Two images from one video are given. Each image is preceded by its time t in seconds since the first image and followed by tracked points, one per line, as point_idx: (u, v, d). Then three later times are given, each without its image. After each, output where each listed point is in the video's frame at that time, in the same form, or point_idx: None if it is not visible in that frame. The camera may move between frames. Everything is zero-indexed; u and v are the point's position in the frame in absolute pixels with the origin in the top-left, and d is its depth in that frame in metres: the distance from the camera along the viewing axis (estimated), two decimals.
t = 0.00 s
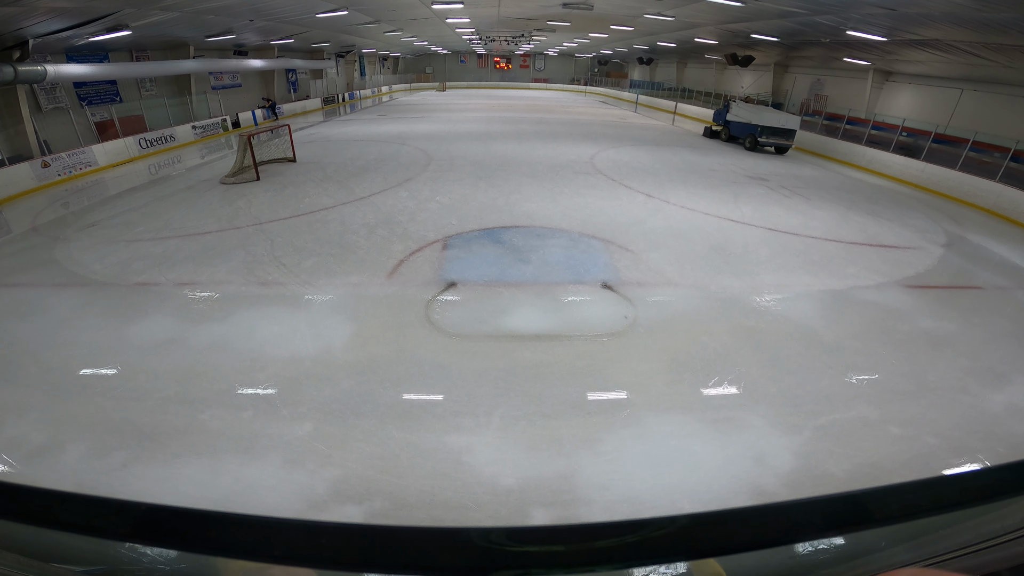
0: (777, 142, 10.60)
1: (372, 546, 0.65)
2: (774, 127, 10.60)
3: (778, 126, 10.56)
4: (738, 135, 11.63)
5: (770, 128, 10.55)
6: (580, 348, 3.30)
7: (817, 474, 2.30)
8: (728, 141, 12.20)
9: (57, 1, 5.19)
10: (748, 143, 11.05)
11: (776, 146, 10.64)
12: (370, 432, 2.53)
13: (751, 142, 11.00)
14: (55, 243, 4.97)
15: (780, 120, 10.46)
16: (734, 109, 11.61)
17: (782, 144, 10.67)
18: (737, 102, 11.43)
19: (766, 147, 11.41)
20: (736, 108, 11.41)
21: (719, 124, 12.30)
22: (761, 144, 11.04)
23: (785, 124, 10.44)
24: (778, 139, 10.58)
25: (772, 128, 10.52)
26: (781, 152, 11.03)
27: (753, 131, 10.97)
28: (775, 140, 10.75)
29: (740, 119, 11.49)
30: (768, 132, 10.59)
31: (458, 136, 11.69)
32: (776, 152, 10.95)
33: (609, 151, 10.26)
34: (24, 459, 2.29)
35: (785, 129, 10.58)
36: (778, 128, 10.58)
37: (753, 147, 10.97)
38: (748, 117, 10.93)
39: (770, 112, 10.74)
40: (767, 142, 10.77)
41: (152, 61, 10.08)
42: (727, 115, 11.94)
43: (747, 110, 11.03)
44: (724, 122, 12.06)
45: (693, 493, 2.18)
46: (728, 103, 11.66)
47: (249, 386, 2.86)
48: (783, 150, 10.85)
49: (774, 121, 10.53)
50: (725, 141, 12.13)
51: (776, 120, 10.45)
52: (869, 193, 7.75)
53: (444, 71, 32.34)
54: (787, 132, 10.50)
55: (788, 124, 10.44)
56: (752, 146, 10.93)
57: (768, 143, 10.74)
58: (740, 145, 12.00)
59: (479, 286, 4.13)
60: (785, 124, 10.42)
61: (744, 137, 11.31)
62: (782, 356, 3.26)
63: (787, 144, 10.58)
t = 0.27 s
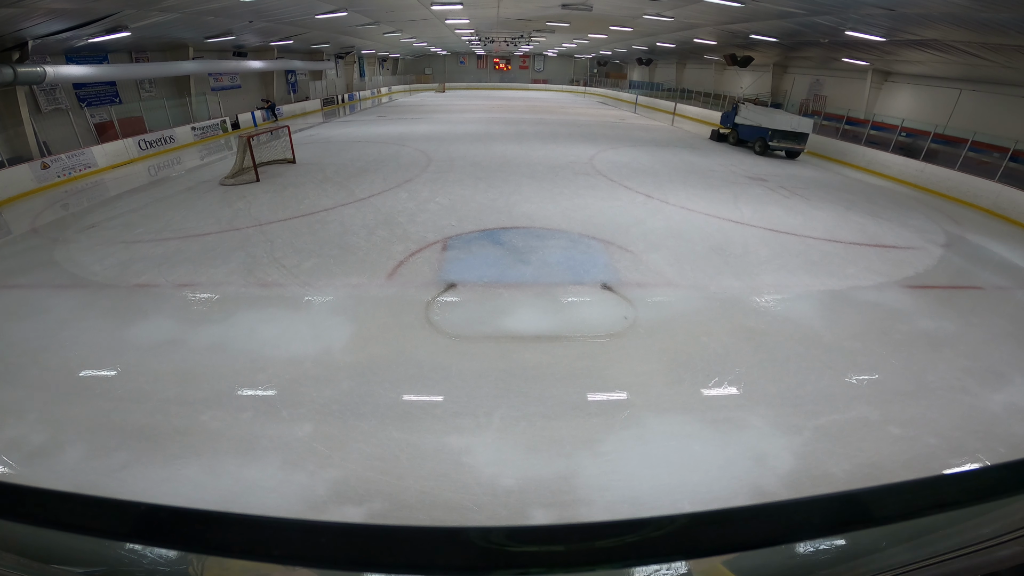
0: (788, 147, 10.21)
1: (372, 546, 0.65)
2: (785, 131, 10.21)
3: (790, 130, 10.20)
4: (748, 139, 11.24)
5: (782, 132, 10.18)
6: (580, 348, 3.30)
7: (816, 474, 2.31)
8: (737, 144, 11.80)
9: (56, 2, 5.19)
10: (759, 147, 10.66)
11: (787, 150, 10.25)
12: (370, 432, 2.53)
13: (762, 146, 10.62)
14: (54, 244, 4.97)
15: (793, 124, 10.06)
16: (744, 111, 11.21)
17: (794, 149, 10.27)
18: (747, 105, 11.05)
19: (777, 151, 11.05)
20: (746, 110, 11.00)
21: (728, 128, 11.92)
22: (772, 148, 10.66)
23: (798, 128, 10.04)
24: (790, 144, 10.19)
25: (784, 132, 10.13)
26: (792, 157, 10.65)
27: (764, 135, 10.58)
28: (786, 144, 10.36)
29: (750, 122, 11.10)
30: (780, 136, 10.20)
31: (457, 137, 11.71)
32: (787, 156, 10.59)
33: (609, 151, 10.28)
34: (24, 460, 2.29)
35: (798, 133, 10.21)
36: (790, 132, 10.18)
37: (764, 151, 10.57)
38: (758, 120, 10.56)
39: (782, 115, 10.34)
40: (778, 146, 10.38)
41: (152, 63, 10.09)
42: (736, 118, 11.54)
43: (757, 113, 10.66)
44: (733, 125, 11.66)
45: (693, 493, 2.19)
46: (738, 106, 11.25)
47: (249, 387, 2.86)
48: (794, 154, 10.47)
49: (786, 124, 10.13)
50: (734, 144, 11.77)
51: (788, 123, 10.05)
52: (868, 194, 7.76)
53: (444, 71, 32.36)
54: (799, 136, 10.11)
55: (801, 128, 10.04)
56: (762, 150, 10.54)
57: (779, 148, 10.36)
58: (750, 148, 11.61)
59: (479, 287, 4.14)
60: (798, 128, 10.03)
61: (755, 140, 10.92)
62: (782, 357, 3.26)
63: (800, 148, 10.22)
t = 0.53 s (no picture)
0: (801, 150, 9.68)
1: (370, 546, 0.65)
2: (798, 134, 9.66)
3: (803, 133, 9.63)
4: (757, 142, 10.72)
5: (794, 136, 9.61)
6: (580, 348, 3.30)
7: (817, 474, 2.31)
8: (746, 148, 11.27)
9: (56, 2, 5.19)
10: (770, 151, 10.13)
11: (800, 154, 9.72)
12: (370, 432, 2.53)
13: (772, 150, 10.09)
14: (55, 244, 4.98)
15: (805, 126, 9.53)
16: (754, 113, 10.67)
17: (806, 153, 9.72)
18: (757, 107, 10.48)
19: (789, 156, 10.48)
20: (757, 112, 10.48)
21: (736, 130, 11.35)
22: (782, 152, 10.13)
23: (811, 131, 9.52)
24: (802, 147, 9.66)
25: (797, 135, 9.60)
26: (804, 161, 10.11)
27: (775, 138, 10.05)
28: (799, 149, 9.78)
29: (760, 125, 10.58)
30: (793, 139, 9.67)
31: (457, 137, 11.72)
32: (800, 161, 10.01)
33: (609, 151, 10.29)
34: (25, 459, 2.29)
35: (811, 136, 9.62)
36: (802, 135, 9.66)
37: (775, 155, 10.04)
38: (770, 123, 10.01)
39: (794, 117, 9.81)
40: (790, 150, 9.85)
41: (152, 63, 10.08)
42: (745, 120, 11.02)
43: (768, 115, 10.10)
44: (742, 127, 11.14)
45: (694, 493, 2.19)
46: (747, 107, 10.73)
47: (249, 387, 2.87)
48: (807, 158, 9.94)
49: (798, 127, 9.59)
50: (743, 148, 11.22)
51: (800, 125, 9.53)
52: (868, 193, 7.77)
53: (444, 72, 32.37)
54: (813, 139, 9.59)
55: (814, 131, 9.51)
56: (773, 154, 10.00)
57: (791, 152, 9.83)
58: (759, 152, 11.08)
59: (479, 287, 4.14)
60: (811, 131, 9.50)
61: (765, 144, 10.39)
62: (782, 357, 3.26)
63: (813, 153, 9.66)
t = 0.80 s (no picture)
0: (815, 155, 9.17)
1: (369, 547, 0.65)
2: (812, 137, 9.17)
3: (817, 137, 9.13)
4: (769, 145, 10.21)
5: (808, 139, 9.13)
6: (580, 348, 3.30)
7: (817, 473, 2.31)
8: (757, 152, 10.77)
9: (56, 3, 5.19)
10: (782, 155, 9.63)
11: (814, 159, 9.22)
12: (370, 433, 2.53)
13: (785, 154, 9.59)
14: (55, 245, 4.98)
15: (820, 129, 9.04)
16: (765, 115, 10.18)
17: (821, 158, 9.23)
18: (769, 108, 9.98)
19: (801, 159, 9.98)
20: (769, 114, 9.99)
21: (747, 132, 10.85)
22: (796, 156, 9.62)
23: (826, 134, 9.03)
24: (816, 151, 9.16)
25: (811, 138, 9.10)
26: (818, 166, 9.60)
27: (788, 141, 9.55)
28: (813, 153, 9.29)
29: (772, 127, 10.10)
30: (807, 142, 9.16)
31: (458, 137, 11.71)
32: (814, 166, 9.52)
33: (609, 151, 10.29)
34: (25, 460, 2.29)
35: (827, 140, 9.12)
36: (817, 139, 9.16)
37: (788, 159, 9.53)
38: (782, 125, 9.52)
39: (808, 119, 9.30)
40: (804, 154, 9.35)
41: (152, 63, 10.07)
42: (756, 122, 10.53)
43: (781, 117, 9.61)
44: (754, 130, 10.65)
45: (694, 493, 2.19)
46: (758, 109, 10.23)
47: (249, 387, 2.87)
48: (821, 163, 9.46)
49: (813, 130, 9.09)
50: (754, 151, 10.73)
51: (815, 128, 9.03)
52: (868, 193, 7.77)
53: (444, 72, 32.37)
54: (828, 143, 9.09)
55: (829, 134, 9.01)
56: (786, 158, 9.50)
57: (805, 156, 9.33)
58: (770, 156, 10.59)
59: (479, 287, 4.14)
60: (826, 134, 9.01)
61: (778, 147, 9.89)
62: (782, 356, 3.26)
63: (827, 157, 9.17)
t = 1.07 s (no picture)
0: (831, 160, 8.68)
1: (370, 546, 0.65)
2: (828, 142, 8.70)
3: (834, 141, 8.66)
4: (781, 149, 9.73)
5: (824, 144, 8.66)
6: (580, 349, 3.30)
7: (817, 473, 2.31)
8: (768, 156, 10.29)
9: (56, 3, 5.19)
10: (796, 160, 9.14)
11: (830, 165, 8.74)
12: (370, 433, 2.53)
13: (799, 160, 9.10)
14: (55, 245, 4.98)
15: (837, 133, 8.56)
16: (778, 117, 9.69)
17: (837, 163, 8.77)
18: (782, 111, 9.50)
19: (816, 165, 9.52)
20: (781, 117, 9.50)
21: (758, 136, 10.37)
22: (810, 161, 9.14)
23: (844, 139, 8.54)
24: (833, 157, 8.69)
25: (827, 143, 8.63)
26: (833, 172, 9.14)
27: (802, 146, 9.06)
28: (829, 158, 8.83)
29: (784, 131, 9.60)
30: (823, 147, 8.68)
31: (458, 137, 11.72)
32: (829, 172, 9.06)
33: (609, 151, 10.28)
34: (24, 460, 2.29)
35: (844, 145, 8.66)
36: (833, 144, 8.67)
37: (802, 165, 9.04)
38: (796, 129, 9.05)
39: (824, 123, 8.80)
40: (819, 160, 8.87)
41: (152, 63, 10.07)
42: (768, 126, 10.03)
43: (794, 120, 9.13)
44: (765, 134, 10.17)
45: (694, 493, 2.19)
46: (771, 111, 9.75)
47: (249, 387, 2.87)
48: (836, 169, 8.99)
49: (829, 135, 8.59)
50: (765, 156, 10.26)
51: (832, 132, 8.54)
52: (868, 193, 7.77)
53: (444, 72, 32.37)
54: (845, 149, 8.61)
55: (847, 139, 8.52)
56: (800, 164, 9.02)
57: (820, 162, 8.85)
58: (783, 161, 10.10)
59: (479, 287, 4.14)
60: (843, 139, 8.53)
61: (791, 152, 9.41)
62: (782, 357, 3.26)
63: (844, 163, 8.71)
